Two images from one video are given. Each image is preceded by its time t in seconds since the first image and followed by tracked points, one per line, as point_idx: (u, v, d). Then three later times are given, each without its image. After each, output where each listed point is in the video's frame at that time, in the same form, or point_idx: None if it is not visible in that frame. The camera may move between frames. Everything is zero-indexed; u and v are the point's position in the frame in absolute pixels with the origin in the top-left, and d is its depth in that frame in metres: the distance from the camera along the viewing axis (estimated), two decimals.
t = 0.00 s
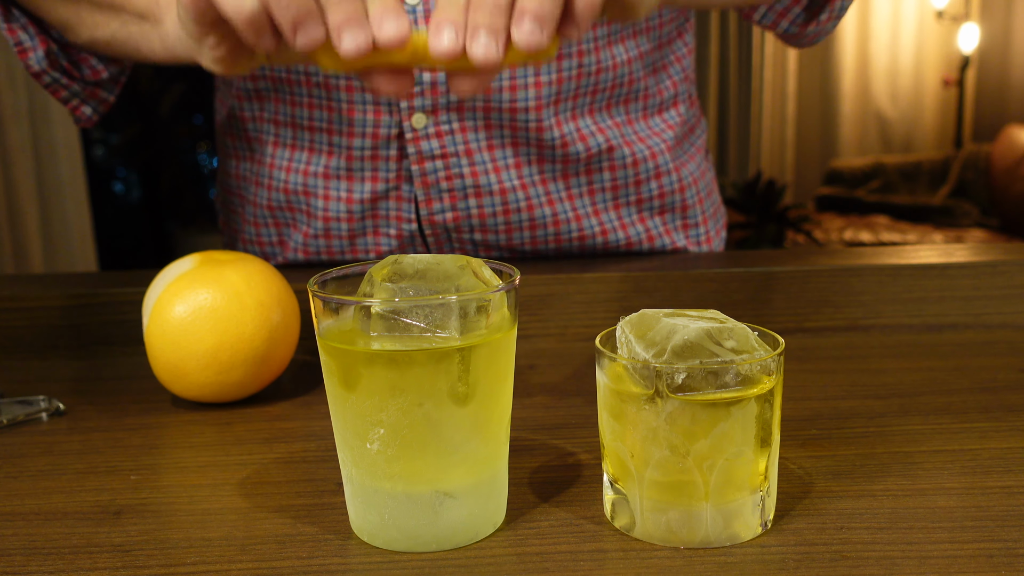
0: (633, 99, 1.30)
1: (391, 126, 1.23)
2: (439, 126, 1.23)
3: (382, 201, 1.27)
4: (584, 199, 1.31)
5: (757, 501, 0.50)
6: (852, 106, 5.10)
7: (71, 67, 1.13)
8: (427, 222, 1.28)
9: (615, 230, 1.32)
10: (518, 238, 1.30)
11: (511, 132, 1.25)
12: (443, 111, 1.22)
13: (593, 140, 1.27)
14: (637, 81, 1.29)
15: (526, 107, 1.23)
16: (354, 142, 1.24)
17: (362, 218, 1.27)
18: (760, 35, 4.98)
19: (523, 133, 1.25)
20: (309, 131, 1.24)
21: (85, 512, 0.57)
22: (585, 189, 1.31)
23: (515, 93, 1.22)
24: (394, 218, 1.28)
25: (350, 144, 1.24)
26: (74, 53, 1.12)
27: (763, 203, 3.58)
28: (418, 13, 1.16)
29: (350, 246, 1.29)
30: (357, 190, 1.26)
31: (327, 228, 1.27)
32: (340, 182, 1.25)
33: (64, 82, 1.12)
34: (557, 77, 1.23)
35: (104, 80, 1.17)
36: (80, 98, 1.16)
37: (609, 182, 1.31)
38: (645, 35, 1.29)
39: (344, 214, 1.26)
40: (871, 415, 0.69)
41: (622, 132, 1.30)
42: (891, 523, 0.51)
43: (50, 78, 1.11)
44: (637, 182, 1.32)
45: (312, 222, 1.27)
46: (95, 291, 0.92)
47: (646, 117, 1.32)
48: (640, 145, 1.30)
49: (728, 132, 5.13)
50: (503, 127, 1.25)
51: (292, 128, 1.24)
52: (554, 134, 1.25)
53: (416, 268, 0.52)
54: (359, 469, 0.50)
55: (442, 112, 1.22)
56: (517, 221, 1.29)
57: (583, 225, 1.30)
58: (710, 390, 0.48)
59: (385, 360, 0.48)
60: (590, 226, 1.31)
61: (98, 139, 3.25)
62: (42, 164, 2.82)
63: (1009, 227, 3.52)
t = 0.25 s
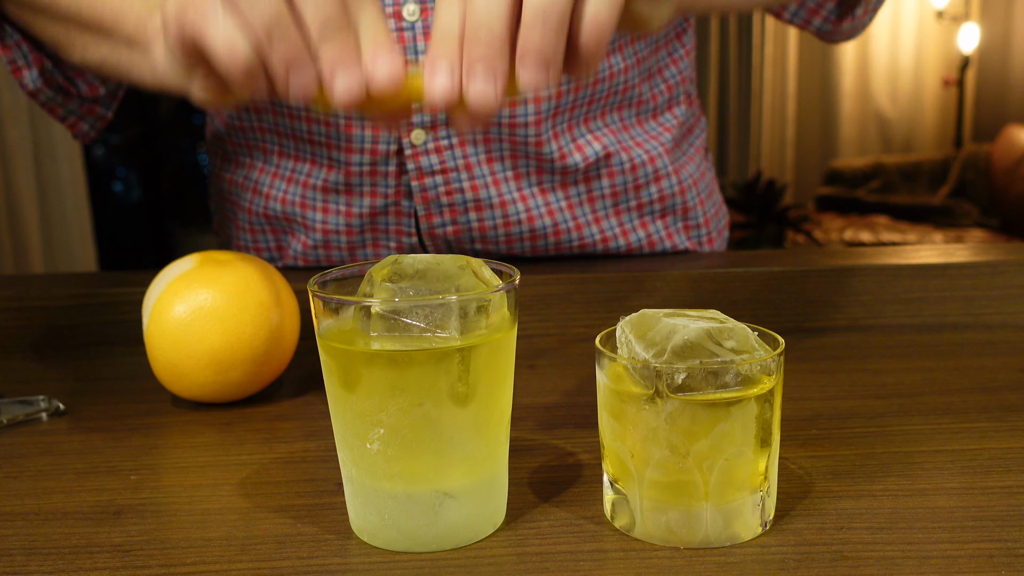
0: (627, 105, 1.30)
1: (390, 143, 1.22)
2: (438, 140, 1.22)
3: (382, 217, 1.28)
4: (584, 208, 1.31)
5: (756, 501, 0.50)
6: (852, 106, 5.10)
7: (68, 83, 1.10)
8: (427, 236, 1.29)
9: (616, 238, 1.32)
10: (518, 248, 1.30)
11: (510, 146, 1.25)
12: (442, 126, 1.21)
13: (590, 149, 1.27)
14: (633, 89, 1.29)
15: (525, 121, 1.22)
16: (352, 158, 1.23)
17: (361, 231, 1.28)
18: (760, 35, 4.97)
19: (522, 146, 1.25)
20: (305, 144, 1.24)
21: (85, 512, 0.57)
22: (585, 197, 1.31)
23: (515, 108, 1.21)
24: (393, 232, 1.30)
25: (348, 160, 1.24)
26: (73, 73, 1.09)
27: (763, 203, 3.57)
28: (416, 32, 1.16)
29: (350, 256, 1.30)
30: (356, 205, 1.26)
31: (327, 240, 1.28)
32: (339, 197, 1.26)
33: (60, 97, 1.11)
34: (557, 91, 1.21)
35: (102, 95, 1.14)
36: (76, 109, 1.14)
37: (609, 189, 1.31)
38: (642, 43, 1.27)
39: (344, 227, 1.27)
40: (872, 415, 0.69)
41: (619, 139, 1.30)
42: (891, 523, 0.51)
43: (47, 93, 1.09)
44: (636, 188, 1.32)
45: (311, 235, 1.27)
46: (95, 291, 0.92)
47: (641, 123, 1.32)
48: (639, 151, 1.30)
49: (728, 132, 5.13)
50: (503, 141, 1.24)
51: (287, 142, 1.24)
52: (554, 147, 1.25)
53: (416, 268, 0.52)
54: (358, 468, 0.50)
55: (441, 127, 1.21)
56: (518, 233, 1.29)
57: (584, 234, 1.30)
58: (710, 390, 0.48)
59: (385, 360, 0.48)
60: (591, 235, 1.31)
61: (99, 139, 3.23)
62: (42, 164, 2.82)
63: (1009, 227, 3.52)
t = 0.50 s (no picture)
0: (630, 103, 1.30)
1: (392, 137, 1.22)
2: (441, 137, 1.22)
3: (383, 210, 1.28)
4: (586, 206, 1.31)
5: (756, 501, 0.50)
6: (852, 106, 5.10)
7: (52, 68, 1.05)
8: (427, 230, 1.29)
9: (617, 236, 1.32)
10: (518, 246, 1.30)
11: (513, 142, 1.25)
12: (445, 121, 1.21)
13: (595, 146, 1.27)
14: (635, 86, 1.29)
15: (529, 116, 1.22)
16: (354, 152, 1.24)
17: (362, 225, 1.29)
18: (760, 35, 4.98)
19: (525, 142, 1.24)
20: (305, 141, 1.24)
21: (85, 512, 0.57)
22: (587, 196, 1.31)
23: (518, 103, 1.21)
24: (394, 225, 1.30)
25: (350, 153, 1.24)
26: (54, 51, 1.03)
27: (763, 203, 3.57)
28: (420, 26, 1.16)
29: (350, 250, 1.31)
30: (357, 200, 1.27)
31: (327, 235, 1.28)
32: (340, 192, 1.27)
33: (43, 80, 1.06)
34: (561, 86, 1.22)
35: (90, 79, 1.09)
36: (61, 96, 1.09)
37: (611, 188, 1.31)
38: (645, 39, 1.28)
39: (344, 222, 1.28)
40: (872, 415, 0.69)
41: (622, 137, 1.29)
42: (891, 523, 0.51)
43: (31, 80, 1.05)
44: (638, 187, 1.32)
45: (312, 230, 1.28)
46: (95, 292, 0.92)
47: (643, 121, 1.32)
48: (641, 149, 1.30)
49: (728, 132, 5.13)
50: (506, 137, 1.24)
51: (284, 139, 1.24)
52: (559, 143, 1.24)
53: (416, 268, 0.52)
54: (358, 469, 0.50)
55: (444, 123, 1.21)
56: (518, 230, 1.29)
57: (585, 231, 1.30)
58: (710, 390, 0.48)
59: (385, 360, 0.48)
60: (592, 233, 1.30)
61: (98, 139, 3.24)
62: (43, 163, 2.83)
63: (1008, 227, 3.52)
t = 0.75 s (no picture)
0: (625, 103, 1.31)
1: (393, 144, 1.23)
2: (441, 143, 1.22)
3: (382, 218, 1.28)
4: (586, 211, 1.30)
5: (756, 501, 0.50)
6: (852, 106, 5.10)
7: (91, 74, 1.10)
8: (427, 237, 1.29)
9: (617, 241, 1.32)
10: (519, 253, 1.30)
11: (512, 147, 1.25)
12: (445, 128, 1.22)
13: (586, 147, 1.28)
14: (630, 85, 1.29)
15: (528, 120, 1.22)
16: (354, 160, 1.24)
17: (362, 233, 1.28)
18: (760, 35, 4.98)
19: (524, 148, 1.25)
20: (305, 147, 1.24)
21: (85, 512, 0.57)
22: (587, 201, 1.30)
23: (517, 107, 1.21)
24: (394, 234, 1.29)
25: (351, 162, 1.24)
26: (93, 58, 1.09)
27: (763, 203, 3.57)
28: (422, 34, 1.16)
29: (349, 257, 1.30)
30: (357, 207, 1.26)
31: (327, 242, 1.28)
32: (340, 199, 1.26)
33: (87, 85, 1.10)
34: (560, 90, 1.22)
35: (126, 81, 1.13)
36: (101, 101, 1.14)
37: (608, 190, 1.31)
38: (643, 40, 1.28)
39: (344, 229, 1.27)
40: (872, 415, 0.69)
41: (617, 136, 1.30)
42: (891, 523, 0.51)
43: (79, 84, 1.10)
44: (636, 189, 1.32)
45: (311, 237, 1.27)
46: (95, 292, 0.92)
47: (641, 120, 1.32)
48: (636, 150, 1.31)
49: (728, 132, 5.13)
50: (505, 143, 1.24)
51: (287, 145, 1.25)
52: (557, 147, 1.25)
53: (415, 268, 0.52)
54: (358, 469, 0.50)
55: (444, 129, 1.22)
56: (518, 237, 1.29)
57: (585, 237, 1.30)
58: (710, 390, 0.48)
59: (385, 360, 0.48)
60: (593, 238, 1.31)
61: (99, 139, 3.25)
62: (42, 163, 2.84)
63: (1008, 227, 3.52)
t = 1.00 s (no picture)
0: (630, 97, 1.31)
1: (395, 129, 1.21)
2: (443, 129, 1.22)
3: (385, 202, 1.27)
4: (590, 204, 1.29)
5: (756, 501, 0.50)
6: (852, 106, 5.10)
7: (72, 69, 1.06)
8: (427, 223, 1.29)
9: (619, 234, 1.31)
10: (519, 241, 1.30)
11: (515, 133, 1.26)
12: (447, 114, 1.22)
13: (599, 140, 1.28)
14: (638, 78, 1.30)
15: (532, 106, 1.24)
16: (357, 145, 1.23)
17: (364, 217, 1.28)
18: (760, 35, 4.98)
19: (527, 134, 1.26)
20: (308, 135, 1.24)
21: (85, 512, 0.57)
22: (592, 193, 1.30)
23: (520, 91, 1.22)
24: (396, 217, 1.29)
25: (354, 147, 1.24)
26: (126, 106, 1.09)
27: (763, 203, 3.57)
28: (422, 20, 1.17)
29: (352, 242, 1.31)
30: (359, 194, 1.25)
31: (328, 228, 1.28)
32: (342, 186, 1.24)
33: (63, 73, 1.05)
34: (564, 76, 1.23)
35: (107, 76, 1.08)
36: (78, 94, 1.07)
37: (615, 185, 1.30)
38: (647, 32, 1.28)
39: (346, 215, 1.27)
40: (872, 415, 0.69)
41: (626, 131, 1.30)
42: (891, 523, 0.51)
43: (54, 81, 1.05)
44: (641, 184, 1.32)
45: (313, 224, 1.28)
46: (95, 292, 0.92)
47: (646, 116, 1.32)
48: (645, 145, 1.31)
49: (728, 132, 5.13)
50: (508, 129, 1.25)
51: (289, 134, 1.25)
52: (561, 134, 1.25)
53: (416, 268, 0.52)
54: (358, 469, 0.50)
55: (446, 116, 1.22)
56: (519, 225, 1.29)
57: (586, 230, 1.29)
58: (710, 390, 0.48)
59: (385, 360, 0.48)
60: (593, 231, 1.30)
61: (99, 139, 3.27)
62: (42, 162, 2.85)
63: (1008, 227, 3.52)
